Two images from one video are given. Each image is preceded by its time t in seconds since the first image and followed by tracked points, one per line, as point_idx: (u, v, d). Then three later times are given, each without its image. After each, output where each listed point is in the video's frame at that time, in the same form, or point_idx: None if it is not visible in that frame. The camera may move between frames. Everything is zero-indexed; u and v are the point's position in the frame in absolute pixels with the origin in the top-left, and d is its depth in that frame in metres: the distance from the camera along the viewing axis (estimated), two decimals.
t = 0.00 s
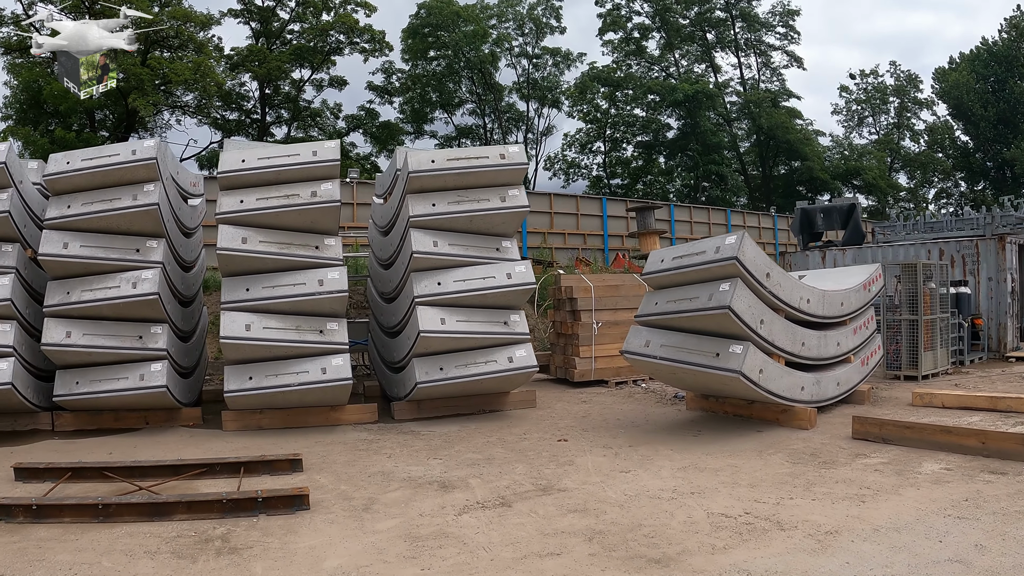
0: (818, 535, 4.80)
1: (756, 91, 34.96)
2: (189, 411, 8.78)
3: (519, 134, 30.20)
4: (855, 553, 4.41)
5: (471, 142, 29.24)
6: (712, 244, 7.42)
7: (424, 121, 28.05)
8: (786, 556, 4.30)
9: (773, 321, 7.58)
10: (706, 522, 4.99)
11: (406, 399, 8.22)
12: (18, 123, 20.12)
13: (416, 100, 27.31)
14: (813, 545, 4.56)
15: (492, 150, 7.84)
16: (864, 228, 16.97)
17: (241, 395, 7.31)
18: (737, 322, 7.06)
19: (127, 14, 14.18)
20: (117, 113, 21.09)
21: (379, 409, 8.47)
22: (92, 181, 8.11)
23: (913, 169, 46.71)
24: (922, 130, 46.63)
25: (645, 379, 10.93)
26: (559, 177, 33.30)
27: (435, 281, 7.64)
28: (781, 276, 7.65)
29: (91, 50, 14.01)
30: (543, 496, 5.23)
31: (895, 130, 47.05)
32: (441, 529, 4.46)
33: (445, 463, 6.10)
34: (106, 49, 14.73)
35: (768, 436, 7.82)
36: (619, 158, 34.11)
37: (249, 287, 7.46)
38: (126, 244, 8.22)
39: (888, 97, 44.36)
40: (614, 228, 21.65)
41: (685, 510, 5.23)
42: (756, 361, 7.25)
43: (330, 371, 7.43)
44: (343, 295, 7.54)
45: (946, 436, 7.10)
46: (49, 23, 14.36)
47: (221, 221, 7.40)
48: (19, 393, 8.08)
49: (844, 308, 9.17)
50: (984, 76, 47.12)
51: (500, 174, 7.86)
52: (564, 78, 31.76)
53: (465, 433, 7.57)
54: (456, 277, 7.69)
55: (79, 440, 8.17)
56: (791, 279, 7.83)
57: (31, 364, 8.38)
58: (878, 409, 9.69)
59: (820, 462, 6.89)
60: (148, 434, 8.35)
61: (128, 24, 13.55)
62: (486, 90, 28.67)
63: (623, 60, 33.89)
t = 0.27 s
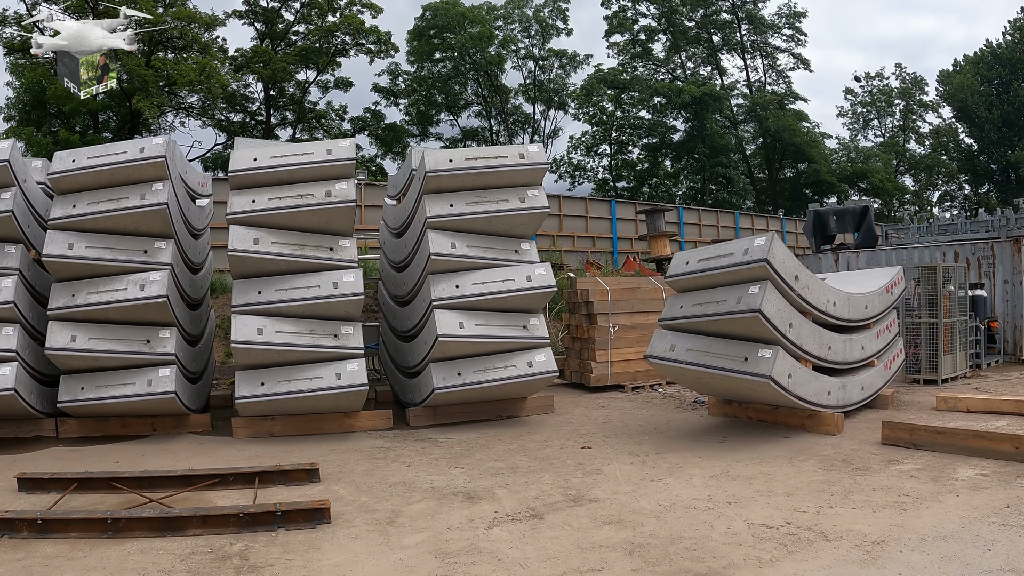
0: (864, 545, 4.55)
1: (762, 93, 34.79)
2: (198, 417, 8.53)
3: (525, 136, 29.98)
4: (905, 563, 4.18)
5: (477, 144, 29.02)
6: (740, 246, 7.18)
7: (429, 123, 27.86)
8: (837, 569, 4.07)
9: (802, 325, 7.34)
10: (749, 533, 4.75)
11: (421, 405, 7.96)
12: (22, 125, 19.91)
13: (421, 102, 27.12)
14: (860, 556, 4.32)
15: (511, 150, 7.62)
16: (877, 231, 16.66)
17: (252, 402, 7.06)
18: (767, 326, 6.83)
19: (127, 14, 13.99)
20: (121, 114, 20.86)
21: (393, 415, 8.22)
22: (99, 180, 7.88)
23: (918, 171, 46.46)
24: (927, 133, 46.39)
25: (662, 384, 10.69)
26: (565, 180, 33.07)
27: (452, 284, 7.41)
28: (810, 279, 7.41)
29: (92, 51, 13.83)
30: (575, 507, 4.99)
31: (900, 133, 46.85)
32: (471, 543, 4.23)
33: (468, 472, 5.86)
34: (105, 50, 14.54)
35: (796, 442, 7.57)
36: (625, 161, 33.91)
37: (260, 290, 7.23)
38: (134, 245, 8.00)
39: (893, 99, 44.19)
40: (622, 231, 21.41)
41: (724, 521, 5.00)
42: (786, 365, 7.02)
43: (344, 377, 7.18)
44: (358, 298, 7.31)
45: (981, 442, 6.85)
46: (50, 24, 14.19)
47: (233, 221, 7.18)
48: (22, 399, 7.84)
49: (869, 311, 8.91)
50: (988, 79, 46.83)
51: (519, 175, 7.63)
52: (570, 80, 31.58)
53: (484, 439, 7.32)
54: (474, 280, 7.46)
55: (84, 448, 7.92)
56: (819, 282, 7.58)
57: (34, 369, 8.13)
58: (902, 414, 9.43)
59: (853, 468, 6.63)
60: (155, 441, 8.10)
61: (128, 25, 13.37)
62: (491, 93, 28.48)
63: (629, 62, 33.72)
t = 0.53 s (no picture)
0: (909, 552, 4.31)
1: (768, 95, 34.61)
2: (204, 421, 8.29)
3: (530, 138, 29.75)
4: (961, 573, 3.95)
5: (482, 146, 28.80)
6: (766, 245, 6.96)
7: (434, 124, 27.64)
8: None
9: (829, 326, 7.10)
10: (790, 541, 4.52)
11: (435, 409, 7.73)
12: (23, 124, 19.68)
13: (425, 103, 26.91)
14: (909, 564, 4.10)
15: (529, 147, 7.40)
16: (889, 233, 16.22)
17: (263, 406, 6.81)
18: (795, 327, 6.61)
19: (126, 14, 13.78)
20: (123, 114, 20.61)
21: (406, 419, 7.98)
22: (104, 175, 7.65)
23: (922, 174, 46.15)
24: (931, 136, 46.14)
25: (677, 387, 10.47)
26: (569, 182, 32.84)
27: (468, 284, 7.18)
28: (837, 279, 7.18)
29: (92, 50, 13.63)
30: (607, 515, 4.76)
31: (904, 135, 46.64)
32: (502, 555, 4.01)
33: (489, 479, 5.63)
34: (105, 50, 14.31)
35: (822, 446, 7.32)
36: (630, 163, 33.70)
37: (271, 289, 6.99)
38: (140, 242, 7.78)
39: (898, 102, 44.01)
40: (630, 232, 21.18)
41: (763, 528, 4.77)
42: (814, 367, 6.79)
43: (357, 380, 6.95)
44: (372, 298, 7.08)
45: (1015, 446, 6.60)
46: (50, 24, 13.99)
47: (243, 218, 6.96)
48: (22, 401, 7.60)
49: (891, 312, 8.68)
50: (991, 81, 46.33)
51: (537, 173, 7.41)
52: (575, 81, 31.36)
53: (501, 444, 7.08)
54: (491, 280, 7.23)
55: (88, 452, 7.68)
56: (846, 283, 7.35)
57: (36, 371, 7.89)
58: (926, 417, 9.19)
59: (885, 472, 6.38)
60: (160, 446, 7.85)
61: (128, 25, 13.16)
62: (496, 94, 28.27)
63: (634, 64, 33.54)
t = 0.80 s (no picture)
0: (958, 563, 4.08)
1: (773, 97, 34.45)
2: (212, 427, 8.06)
3: (535, 139, 29.55)
4: None
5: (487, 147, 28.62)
6: (793, 247, 6.73)
7: (439, 126, 27.46)
8: None
9: (856, 330, 6.88)
10: (833, 553, 4.29)
11: (450, 415, 7.50)
12: (25, 124, 19.50)
13: (429, 104, 26.73)
14: None
15: (548, 146, 7.18)
16: (899, 236, 15.66)
17: (274, 413, 6.58)
18: (825, 331, 6.39)
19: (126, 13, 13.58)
20: (126, 114, 20.42)
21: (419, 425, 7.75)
22: (109, 173, 7.43)
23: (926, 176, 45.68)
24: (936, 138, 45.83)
25: (693, 392, 10.26)
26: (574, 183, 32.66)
27: (486, 288, 6.96)
28: (865, 282, 6.96)
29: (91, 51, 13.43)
30: (640, 527, 4.53)
31: (909, 137, 46.45)
32: (536, 573, 3.78)
33: (512, 489, 5.40)
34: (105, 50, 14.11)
35: (849, 452, 7.09)
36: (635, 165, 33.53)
37: (283, 292, 6.76)
38: (146, 243, 7.56)
39: (902, 104, 43.85)
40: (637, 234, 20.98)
41: (803, 540, 4.54)
42: (842, 373, 6.58)
43: (372, 387, 6.72)
44: (387, 302, 6.85)
45: None
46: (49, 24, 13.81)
47: (254, 218, 6.74)
48: (24, 407, 7.37)
49: (914, 315, 8.46)
50: (995, 83, 45.56)
51: (557, 172, 7.19)
52: (580, 82, 31.16)
53: (519, 450, 6.85)
54: (510, 283, 7.01)
55: (92, 460, 7.45)
56: (873, 285, 7.14)
57: (37, 376, 7.66)
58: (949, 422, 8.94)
59: (919, 479, 6.15)
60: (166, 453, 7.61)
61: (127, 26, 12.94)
62: (501, 95, 28.09)
63: (640, 65, 33.37)
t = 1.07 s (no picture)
0: (1016, 569, 3.87)
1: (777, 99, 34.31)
2: (222, 432, 7.86)
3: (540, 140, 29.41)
4: None
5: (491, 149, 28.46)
6: (822, 247, 6.54)
7: (443, 127, 27.27)
8: None
9: (886, 331, 6.70)
10: (881, 559, 4.09)
11: (468, 418, 7.31)
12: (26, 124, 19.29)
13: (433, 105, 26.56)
14: None
15: (570, 143, 6.99)
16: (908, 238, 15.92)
17: (289, 417, 6.37)
18: (857, 333, 6.20)
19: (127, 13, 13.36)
20: (129, 114, 20.23)
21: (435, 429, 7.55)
22: (118, 169, 7.24)
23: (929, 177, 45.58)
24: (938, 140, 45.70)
25: (710, 395, 10.06)
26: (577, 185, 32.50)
27: (507, 288, 6.77)
28: (895, 283, 6.77)
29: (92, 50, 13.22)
30: (678, 533, 4.32)
31: (912, 139, 46.30)
32: None
33: (539, 495, 5.20)
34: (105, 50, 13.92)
35: (878, 455, 6.90)
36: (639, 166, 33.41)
37: (299, 293, 6.57)
38: (157, 242, 7.37)
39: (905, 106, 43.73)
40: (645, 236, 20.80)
41: (848, 545, 4.34)
42: (873, 375, 6.39)
43: (390, 390, 6.53)
44: (405, 303, 6.66)
45: None
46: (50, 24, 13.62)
47: (269, 216, 6.54)
48: (30, 411, 7.16)
49: (938, 317, 8.28)
50: (997, 85, 45.40)
51: (580, 170, 7.01)
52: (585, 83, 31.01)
53: (540, 454, 6.65)
54: (532, 284, 6.82)
55: (100, 465, 7.25)
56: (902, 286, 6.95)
57: (43, 378, 7.45)
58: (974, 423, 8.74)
59: (956, 483, 5.94)
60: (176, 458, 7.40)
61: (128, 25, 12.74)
62: (505, 96, 27.94)
63: (644, 66, 33.25)
